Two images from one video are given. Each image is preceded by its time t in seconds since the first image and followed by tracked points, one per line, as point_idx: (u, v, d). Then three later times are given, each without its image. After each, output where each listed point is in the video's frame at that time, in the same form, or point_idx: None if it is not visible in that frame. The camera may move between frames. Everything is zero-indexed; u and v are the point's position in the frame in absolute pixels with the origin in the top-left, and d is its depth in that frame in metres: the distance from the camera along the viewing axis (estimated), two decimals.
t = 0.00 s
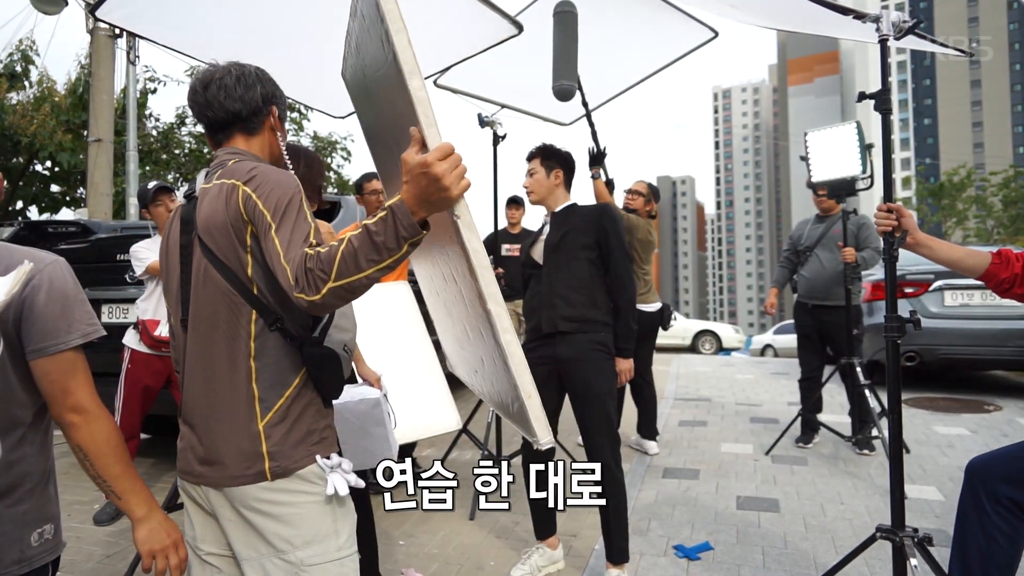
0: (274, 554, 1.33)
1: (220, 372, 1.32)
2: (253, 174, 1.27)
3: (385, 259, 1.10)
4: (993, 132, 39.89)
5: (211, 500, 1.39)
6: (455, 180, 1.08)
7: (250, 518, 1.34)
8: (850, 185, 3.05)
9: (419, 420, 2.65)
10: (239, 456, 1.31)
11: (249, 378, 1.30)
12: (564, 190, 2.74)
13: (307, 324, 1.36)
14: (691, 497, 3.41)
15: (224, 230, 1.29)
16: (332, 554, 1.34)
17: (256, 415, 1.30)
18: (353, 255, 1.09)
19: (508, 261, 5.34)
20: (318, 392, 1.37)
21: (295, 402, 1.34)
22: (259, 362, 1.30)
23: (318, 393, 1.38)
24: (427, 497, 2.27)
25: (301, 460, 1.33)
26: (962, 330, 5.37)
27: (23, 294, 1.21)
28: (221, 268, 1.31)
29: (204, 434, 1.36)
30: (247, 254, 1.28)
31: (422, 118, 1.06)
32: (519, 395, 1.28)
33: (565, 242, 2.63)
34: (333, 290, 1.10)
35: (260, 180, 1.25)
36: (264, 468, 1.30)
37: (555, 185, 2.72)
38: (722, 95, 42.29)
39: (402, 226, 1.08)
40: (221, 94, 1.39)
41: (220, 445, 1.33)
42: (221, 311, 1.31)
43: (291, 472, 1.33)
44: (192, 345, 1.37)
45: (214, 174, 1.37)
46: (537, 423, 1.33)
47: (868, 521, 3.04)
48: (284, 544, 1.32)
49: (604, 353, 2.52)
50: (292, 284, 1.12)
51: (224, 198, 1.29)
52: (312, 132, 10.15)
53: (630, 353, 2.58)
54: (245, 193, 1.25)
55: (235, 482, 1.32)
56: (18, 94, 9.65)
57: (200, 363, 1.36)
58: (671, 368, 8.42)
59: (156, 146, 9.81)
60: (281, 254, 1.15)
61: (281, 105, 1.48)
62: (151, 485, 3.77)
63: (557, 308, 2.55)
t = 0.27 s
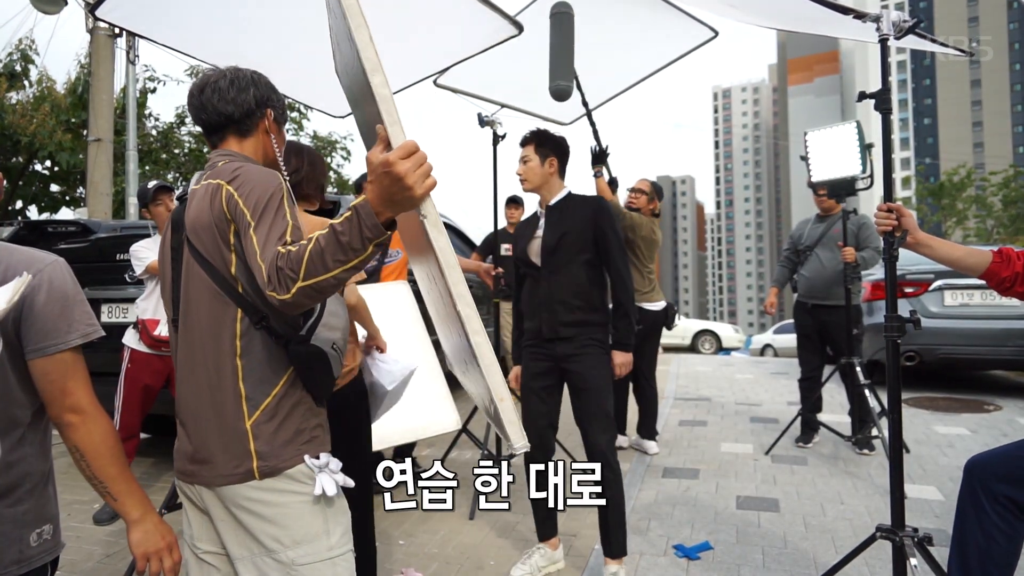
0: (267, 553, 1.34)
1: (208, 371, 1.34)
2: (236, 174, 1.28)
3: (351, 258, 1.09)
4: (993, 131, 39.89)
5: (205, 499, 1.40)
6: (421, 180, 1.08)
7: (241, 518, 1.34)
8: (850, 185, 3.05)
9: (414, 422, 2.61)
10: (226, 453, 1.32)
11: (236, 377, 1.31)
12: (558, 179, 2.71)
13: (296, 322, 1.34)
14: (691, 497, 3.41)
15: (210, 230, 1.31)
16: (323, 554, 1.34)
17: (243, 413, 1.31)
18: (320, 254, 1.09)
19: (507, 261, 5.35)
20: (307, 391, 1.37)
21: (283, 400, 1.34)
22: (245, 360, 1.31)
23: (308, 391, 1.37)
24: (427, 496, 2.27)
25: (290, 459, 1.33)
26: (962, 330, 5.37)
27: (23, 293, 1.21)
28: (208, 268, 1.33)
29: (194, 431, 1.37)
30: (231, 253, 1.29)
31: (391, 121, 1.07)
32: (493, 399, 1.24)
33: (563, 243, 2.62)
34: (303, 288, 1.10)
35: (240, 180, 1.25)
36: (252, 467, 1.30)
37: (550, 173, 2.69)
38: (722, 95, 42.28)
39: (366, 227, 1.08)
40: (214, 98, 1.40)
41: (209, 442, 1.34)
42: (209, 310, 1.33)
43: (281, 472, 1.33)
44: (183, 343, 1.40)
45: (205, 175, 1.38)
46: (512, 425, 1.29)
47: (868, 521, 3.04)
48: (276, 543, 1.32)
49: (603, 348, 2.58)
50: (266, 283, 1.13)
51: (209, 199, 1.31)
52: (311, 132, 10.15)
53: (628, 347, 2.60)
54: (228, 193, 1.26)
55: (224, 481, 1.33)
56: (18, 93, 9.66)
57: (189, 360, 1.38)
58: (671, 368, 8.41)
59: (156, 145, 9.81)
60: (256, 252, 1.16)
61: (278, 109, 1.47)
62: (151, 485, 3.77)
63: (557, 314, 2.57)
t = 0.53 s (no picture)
0: (260, 553, 1.34)
1: (200, 370, 1.35)
2: (227, 174, 1.29)
3: (334, 258, 1.10)
4: (993, 131, 39.89)
5: (199, 498, 1.40)
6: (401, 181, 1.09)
7: (235, 518, 1.35)
8: (850, 185, 3.05)
9: (413, 424, 2.63)
10: (218, 452, 1.33)
11: (228, 376, 1.32)
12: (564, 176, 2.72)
13: (288, 321, 1.33)
14: (691, 497, 3.41)
15: (200, 230, 1.31)
16: (316, 554, 1.34)
17: (234, 411, 1.32)
18: (303, 254, 1.10)
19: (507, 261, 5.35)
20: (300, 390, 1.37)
21: (275, 398, 1.35)
22: (237, 359, 1.32)
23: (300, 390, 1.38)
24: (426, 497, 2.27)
25: (281, 458, 1.34)
26: (961, 330, 5.37)
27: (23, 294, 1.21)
28: (200, 268, 1.34)
29: (186, 431, 1.38)
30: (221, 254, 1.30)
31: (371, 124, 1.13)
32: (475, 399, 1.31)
33: (567, 243, 2.63)
34: (287, 287, 1.12)
35: (230, 179, 1.26)
36: (243, 466, 1.31)
37: (555, 171, 2.68)
38: (722, 95, 42.29)
39: (347, 227, 1.09)
40: (209, 102, 1.42)
41: (201, 441, 1.35)
42: (201, 310, 1.34)
43: (273, 471, 1.33)
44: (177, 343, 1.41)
45: (198, 176, 1.40)
46: (494, 421, 1.33)
47: (868, 521, 3.04)
48: (269, 544, 1.33)
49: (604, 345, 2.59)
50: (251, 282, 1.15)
51: (200, 199, 1.32)
52: (311, 132, 10.16)
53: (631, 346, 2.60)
54: (217, 192, 1.26)
55: (217, 479, 1.33)
56: (18, 94, 9.67)
57: (183, 360, 1.39)
58: (671, 368, 8.41)
59: (156, 145, 9.83)
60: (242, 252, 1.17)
61: (272, 112, 1.48)
62: (151, 485, 3.77)
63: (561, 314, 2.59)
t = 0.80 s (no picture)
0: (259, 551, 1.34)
1: (201, 368, 1.35)
2: (226, 174, 1.30)
3: (329, 260, 1.11)
4: (993, 132, 39.89)
5: (200, 496, 1.40)
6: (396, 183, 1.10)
7: (234, 518, 1.35)
8: (849, 185, 3.04)
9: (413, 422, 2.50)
10: (219, 450, 1.33)
11: (229, 374, 1.32)
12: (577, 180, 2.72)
13: (288, 319, 1.34)
14: (691, 498, 3.41)
15: (200, 230, 1.32)
16: (317, 551, 1.34)
17: (235, 409, 1.32)
18: (298, 254, 1.11)
19: (507, 261, 5.36)
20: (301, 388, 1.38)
21: (276, 395, 1.35)
22: (237, 357, 1.32)
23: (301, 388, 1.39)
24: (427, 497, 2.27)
25: (282, 455, 1.34)
26: (962, 330, 5.37)
27: (23, 296, 1.21)
28: (200, 267, 1.34)
29: (185, 430, 1.38)
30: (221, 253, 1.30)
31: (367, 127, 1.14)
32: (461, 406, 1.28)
33: (580, 245, 2.63)
34: (284, 287, 1.13)
35: (229, 179, 1.26)
36: (245, 462, 1.31)
37: (568, 172, 2.69)
38: (722, 95, 42.28)
39: (342, 230, 1.10)
40: (207, 106, 1.44)
41: (201, 439, 1.35)
42: (202, 308, 1.35)
43: (274, 468, 1.34)
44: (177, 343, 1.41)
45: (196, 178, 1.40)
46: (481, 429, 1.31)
47: (867, 521, 3.05)
48: (270, 541, 1.33)
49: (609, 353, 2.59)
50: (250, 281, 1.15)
51: (200, 199, 1.32)
52: (311, 132, 10.17)
53: (638, 350, 2.58)
54: (217, 192, 1.27)
55: (217, 477, 1.33)
56: (19, 94, 9.69)
57: (183, 360, 1.39)
58: (671, 368, 8.41)
59: (156, 146, 9.84)
60: (241, 251, 1.18)
61: (269, 114, 1.50)
62: (151, 485, 3.77)
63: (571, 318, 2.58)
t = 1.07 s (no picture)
0: (275, 546, 1.34)
1: (200, 368, 1.36)
2: (228, 177, 1.32)
3: (310, 268, 1.12)
4: (993, 132, 39.90)
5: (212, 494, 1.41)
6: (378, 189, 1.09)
7: (248, 516, 1.35)
8: (849, 185, 3.04)
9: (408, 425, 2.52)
10: (222, 450, 1.33)
11: (232, 371, 1.33)
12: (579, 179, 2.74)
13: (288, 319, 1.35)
14: (691, 498, 3.41)
15: (202, 232, 1.33)
16: (332, 542, 1.35)
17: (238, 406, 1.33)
18: (281, 262, 1.13)
19: (507, 262, 5.36)
20: (304, 386, 1.38)
21: (279, 393, 1.36)
22: (240, 356, 1.33)
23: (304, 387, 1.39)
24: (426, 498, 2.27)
25: (287, 452, 1.35)
26: (962, 331, 5.37)
27: (22, 296, 1.22)
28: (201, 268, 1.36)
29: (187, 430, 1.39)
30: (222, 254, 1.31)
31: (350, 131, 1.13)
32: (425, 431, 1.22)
33: (581, 245, 2.64)
34: (270, 292, 1.14)
35: (230, 181, 1.28)
36: (249, 459, 1.32)
37: (569, 170, 2.70)
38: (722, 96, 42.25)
39: (322, 239, 1.10)
40: (221, 110, 1.47)
41: (202, 439, 1.35)
42: (204, 310, 1.36)
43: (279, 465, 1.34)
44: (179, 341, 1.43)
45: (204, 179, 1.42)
46: (440, 459, 1.23)
47: (867, 521, 3.05)
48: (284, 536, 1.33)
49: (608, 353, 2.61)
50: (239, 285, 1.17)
51: (204, 202, 1.34)
52: (311, 133, 10.20)
53: (637, 349, 2.58)
54: (217, 193, 1.29)
55: (222, 475, 1.33)
56: (19, 95, 9.71)
57: (185, 358, 1.40)
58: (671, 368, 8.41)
59: (156, 147, 9.85)
60: (233, 253, 1.19)
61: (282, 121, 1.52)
62: (151, 486, 3.77)
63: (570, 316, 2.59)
